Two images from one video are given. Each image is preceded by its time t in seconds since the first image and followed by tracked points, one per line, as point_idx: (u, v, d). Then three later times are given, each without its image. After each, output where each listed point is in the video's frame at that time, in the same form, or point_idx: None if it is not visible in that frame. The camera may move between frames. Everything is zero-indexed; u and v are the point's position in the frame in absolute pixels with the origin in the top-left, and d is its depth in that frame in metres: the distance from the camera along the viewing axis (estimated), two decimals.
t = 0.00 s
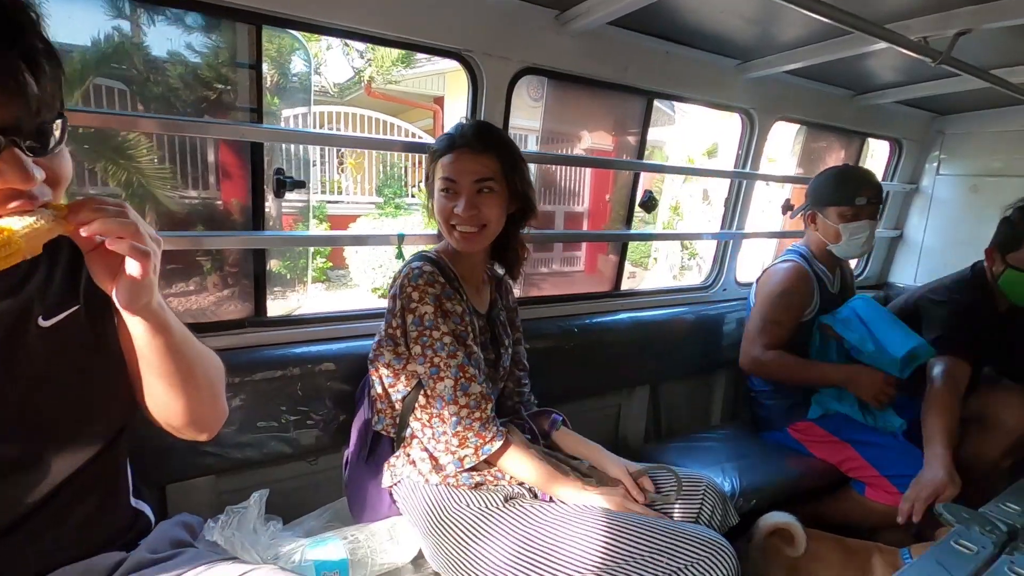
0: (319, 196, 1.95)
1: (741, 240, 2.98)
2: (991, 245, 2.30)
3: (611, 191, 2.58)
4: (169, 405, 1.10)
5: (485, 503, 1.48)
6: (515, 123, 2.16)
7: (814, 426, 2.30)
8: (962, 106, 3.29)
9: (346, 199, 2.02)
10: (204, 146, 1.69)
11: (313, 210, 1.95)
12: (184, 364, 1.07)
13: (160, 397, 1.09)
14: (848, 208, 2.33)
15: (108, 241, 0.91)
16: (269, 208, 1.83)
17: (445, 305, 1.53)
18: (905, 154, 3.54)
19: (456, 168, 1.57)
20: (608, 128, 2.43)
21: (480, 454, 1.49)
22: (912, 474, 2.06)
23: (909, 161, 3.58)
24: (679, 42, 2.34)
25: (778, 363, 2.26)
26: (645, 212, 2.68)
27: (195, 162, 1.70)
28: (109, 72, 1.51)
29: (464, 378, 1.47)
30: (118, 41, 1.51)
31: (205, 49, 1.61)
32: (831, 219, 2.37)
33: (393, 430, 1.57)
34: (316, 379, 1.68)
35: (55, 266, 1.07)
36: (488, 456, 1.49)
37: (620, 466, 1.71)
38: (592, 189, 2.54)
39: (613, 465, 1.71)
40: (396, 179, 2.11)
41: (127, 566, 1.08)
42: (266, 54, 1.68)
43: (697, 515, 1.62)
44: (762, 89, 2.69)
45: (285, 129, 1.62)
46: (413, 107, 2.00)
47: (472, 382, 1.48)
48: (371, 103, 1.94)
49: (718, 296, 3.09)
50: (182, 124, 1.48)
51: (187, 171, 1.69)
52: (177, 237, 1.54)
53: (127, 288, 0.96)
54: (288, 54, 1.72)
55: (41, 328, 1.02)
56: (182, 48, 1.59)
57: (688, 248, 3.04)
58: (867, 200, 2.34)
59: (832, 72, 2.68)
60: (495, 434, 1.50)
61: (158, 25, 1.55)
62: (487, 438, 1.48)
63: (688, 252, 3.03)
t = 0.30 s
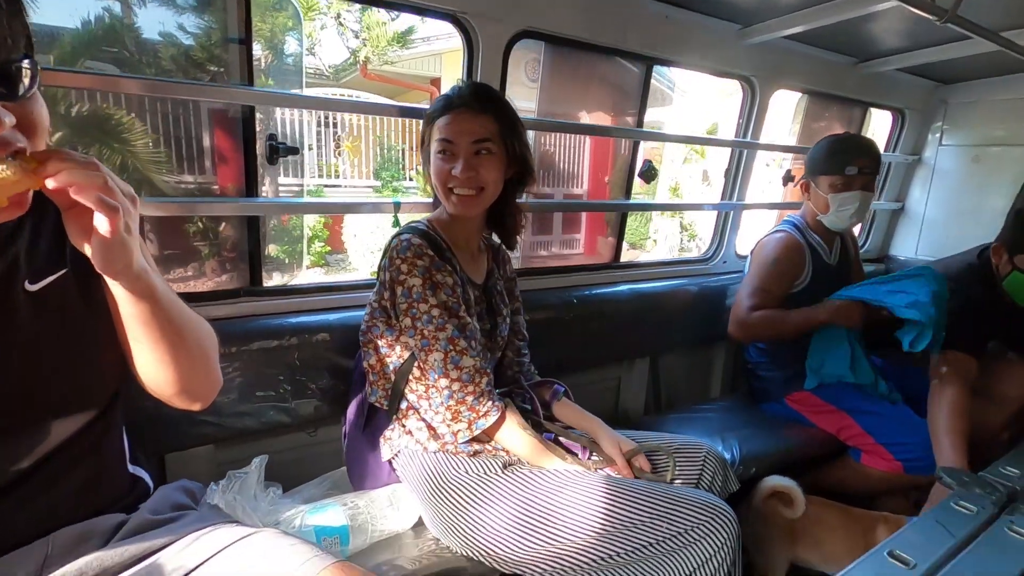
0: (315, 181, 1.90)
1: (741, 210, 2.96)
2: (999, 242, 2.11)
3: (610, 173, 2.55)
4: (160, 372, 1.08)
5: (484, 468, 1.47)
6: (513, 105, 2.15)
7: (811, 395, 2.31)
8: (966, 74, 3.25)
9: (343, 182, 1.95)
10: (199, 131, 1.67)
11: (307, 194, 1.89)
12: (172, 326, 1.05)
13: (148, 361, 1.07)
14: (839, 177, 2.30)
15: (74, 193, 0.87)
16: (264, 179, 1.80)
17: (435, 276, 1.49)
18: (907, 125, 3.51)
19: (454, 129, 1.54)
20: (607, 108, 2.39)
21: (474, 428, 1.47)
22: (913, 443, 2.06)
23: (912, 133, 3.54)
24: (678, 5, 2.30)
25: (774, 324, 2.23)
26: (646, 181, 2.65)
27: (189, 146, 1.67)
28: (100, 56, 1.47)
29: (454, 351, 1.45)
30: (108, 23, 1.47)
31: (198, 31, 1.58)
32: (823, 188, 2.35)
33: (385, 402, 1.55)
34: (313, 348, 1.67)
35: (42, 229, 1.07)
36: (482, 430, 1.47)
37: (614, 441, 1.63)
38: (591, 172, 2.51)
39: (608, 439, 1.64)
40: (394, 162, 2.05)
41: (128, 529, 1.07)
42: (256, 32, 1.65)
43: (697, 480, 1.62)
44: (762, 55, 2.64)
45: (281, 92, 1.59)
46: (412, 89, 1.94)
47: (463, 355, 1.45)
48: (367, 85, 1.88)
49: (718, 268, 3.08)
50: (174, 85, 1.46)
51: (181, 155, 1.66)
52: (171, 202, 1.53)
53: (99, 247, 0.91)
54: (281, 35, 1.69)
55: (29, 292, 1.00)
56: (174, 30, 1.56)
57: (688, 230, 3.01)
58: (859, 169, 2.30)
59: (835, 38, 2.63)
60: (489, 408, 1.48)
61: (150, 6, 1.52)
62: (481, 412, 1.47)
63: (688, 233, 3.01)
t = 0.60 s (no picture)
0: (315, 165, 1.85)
1: (746, 180, 2.93)
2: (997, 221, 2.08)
3: (610, 155, 2.53)
4: (165, 338, 1.07)
5: (492, 435, 1.46)
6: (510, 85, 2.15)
7: (818, 368, 2.27)
8: (976, 41, 3.19)
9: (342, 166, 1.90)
10: (196, 113, 1.63)
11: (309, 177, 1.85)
12: (174, 288, 1.02)
13: (155, 325, 1.05)
14: (845, 147, 2.25)
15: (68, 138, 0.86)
16: (265, 149, 1.75)
17: (440, 243, 1.47)
18: (916, 95, 3.46)
19: (457, 91, 1.52)
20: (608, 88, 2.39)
21: (481, 396, 1.46)
22: (922, 418, 2.06)
23: (920, 103, 3.50)
24: None
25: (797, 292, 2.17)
26: (651, 150, 2.62)
27: (188, 131, 1.63)
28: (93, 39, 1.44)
29: (460, 318, 1.43)
30: (100, 3, 1.43)
31: (190, 11, 1.54)
32: (828, 159, 2.31)
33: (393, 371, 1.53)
34: (318, 317, 1.65)
35: (43, 191, 1.04)
36: (490, 398, 1.45)
37: (623, 410, 1.62)
38: (591, 155, 2.50)
39: (617, 408, 1.63)
40: (393, 145, 2.02)
41: (144, 492, 1.06)
42: (257, 12, 1.61)
43: (707, 448, 1.62)
44: (769, 20, 2.58)
45: (281, 53, 1.57)
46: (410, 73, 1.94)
47: (469, 322, 1.44)
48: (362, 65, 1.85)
49: (723, 240, 3.06)
50: (170, 43, 1.43)
51: (179, 138, 1.62)
52: (172, 167, 1.52)
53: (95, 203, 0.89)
54: (276, 13, 1.64)
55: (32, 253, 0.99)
56: (167, 10, 1.51)
57: (689, 211, 3.00)
58: (865, 138, 2.24)
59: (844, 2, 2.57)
60: (497, 374, 1.46)
61: None
62: (488, 378, 1.45)
63: (690, 214, 3.00)
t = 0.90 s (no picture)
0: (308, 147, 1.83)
1: (744, 155, 2.91)
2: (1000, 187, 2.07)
3: (608, 135, 2.50)
4: (162, 322, 1.05)
5: (490, 411, 1.46)
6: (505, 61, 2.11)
7: (814, 345, 2.29)
8: (977, 10, 3.14)
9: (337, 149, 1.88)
10: (187, 97, 1.60)
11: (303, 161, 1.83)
12: (179, 273, 1.02)
13: (154, 304, 1.03)
14: (834, 120, 2.22)
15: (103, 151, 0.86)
16: (258, 127, 1.73)
17: (438, 217, 1.46)
18: (916, 66, 3.42)
19: (454, 63, 1.48)
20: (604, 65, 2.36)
21: (480, 369, 1.46)
22: (915, 391, 2.07)
23: (920, 75, 3.46)
24: None
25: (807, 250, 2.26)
26: (648, 125, 2.58)
27: (178, 115, 1.60)
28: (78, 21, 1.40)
29: (459, 293, 1.43)
30: None
31: None
32: (818, 129, 2.28)
33: (390, 348, 1.50)
34: (313, 296, 1.64)
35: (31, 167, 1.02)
36: (489, 371, 1.46)
37: (621, 384, 1.62)
38: (588, 134, 2.46)
39: (615, 382, 1.63)
40: (388, 127, 1.98)
41: (141, 469, 1.06)
42: None
43: (704, 420, 1.62)
44: None
45: (270, 25, 1.54)
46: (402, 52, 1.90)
47: (468, 296, 1.43)
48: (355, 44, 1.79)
49: (721, 215, 3.05)
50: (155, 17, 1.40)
51: (169, 123, 1.59)
52: (162, 143, 1.50)
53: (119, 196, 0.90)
54: None
55: (23, 233, 0.97)
56: None
57: (687, 191, 2.98)
58: (856, 110, 2.20)
59: None
60: (495, 348, 1.46)
61: None
62: (487, 352, 1.45)
63: (688, 194, 2.98)
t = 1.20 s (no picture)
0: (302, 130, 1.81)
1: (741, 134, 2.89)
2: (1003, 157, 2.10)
3: (604, 116, 2.48)
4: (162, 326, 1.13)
5: (487, 392, 1.47)
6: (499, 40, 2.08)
7: (812, 324, 2.28)
8: None
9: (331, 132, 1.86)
10: (177, 81, 1.58)
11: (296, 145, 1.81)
12: (196, 312, 1.15)
13: (164, 320, 1.13)
14: (834, 101, 2.20)
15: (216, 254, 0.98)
16: (250, 110, 1.71)
17: (435, 198, 1.45)
18: (914, 42, 3.38)
19: (449, 42, 1.46)
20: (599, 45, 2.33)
21: (480, 349, 1.46)
22: (913, 367, 2.08)
23: (918, 51, 3.42)
24: None
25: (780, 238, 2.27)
26: (644, 104, 2.56)
27: (169, 100, 1.58)
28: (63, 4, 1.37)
29: (458, 273, 1.42)
30: None
31: None
32: (818, 111, 2.26)
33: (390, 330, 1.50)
34: (309, 281, 1.64)
35: (37, 161, 1.03)
36: (490, 351, 1.46)
37: (618, 364, 1.63)
38: (585, 115, 2.44)
39: (612, 362, 1.63)
40: (382, 109, 1.96)
41: (137, 455, 1.06)
42: None
43: (700, 400, 1.63)
44: None
45: (259, 7, 1.51)
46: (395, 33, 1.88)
47: (467, 277, 1.43)
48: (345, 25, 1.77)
49: (718, 195, 3.04)
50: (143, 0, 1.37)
51: (160, 107, 1.57)
52: (153, 128, 1.48)
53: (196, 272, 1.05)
54: None
55: (28, 228, 1.00)
56: None
57: (685, 171, 2.96)
58: (856, 92, 2.17)
59: None
60: (495, 329, 1.46)
61: None
62: (486, 333, 1.45)
63: (685, 175, 2.97)
